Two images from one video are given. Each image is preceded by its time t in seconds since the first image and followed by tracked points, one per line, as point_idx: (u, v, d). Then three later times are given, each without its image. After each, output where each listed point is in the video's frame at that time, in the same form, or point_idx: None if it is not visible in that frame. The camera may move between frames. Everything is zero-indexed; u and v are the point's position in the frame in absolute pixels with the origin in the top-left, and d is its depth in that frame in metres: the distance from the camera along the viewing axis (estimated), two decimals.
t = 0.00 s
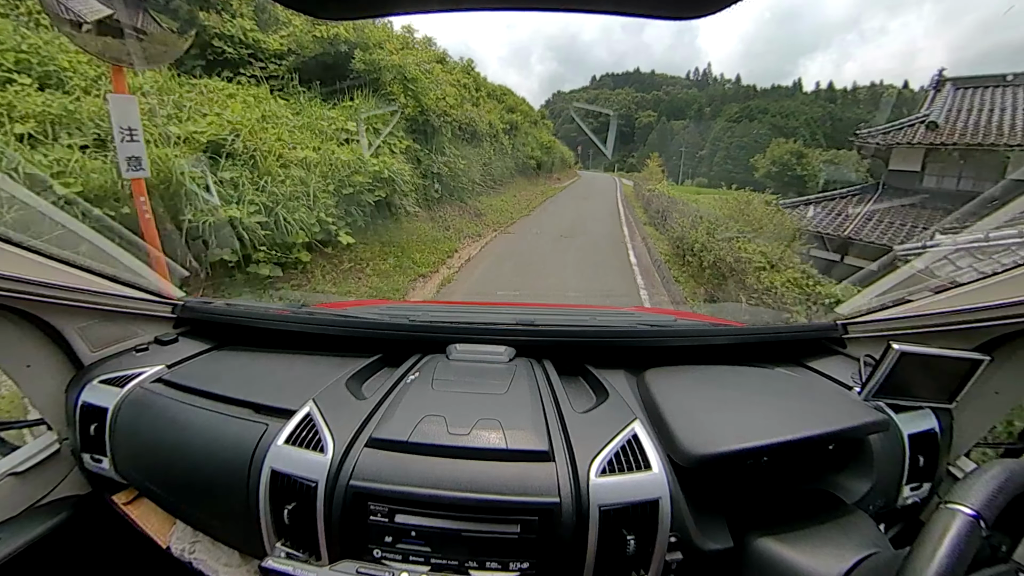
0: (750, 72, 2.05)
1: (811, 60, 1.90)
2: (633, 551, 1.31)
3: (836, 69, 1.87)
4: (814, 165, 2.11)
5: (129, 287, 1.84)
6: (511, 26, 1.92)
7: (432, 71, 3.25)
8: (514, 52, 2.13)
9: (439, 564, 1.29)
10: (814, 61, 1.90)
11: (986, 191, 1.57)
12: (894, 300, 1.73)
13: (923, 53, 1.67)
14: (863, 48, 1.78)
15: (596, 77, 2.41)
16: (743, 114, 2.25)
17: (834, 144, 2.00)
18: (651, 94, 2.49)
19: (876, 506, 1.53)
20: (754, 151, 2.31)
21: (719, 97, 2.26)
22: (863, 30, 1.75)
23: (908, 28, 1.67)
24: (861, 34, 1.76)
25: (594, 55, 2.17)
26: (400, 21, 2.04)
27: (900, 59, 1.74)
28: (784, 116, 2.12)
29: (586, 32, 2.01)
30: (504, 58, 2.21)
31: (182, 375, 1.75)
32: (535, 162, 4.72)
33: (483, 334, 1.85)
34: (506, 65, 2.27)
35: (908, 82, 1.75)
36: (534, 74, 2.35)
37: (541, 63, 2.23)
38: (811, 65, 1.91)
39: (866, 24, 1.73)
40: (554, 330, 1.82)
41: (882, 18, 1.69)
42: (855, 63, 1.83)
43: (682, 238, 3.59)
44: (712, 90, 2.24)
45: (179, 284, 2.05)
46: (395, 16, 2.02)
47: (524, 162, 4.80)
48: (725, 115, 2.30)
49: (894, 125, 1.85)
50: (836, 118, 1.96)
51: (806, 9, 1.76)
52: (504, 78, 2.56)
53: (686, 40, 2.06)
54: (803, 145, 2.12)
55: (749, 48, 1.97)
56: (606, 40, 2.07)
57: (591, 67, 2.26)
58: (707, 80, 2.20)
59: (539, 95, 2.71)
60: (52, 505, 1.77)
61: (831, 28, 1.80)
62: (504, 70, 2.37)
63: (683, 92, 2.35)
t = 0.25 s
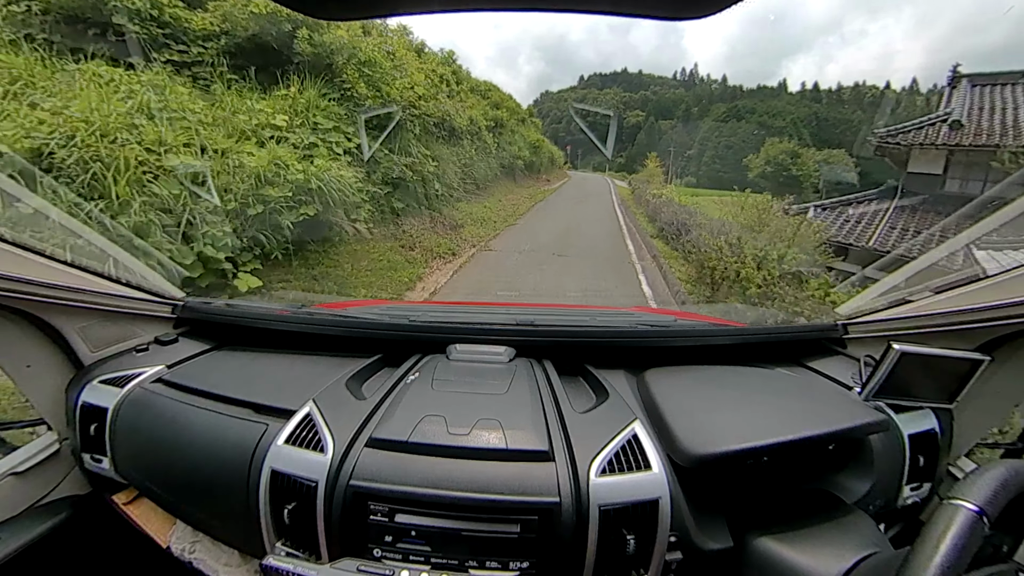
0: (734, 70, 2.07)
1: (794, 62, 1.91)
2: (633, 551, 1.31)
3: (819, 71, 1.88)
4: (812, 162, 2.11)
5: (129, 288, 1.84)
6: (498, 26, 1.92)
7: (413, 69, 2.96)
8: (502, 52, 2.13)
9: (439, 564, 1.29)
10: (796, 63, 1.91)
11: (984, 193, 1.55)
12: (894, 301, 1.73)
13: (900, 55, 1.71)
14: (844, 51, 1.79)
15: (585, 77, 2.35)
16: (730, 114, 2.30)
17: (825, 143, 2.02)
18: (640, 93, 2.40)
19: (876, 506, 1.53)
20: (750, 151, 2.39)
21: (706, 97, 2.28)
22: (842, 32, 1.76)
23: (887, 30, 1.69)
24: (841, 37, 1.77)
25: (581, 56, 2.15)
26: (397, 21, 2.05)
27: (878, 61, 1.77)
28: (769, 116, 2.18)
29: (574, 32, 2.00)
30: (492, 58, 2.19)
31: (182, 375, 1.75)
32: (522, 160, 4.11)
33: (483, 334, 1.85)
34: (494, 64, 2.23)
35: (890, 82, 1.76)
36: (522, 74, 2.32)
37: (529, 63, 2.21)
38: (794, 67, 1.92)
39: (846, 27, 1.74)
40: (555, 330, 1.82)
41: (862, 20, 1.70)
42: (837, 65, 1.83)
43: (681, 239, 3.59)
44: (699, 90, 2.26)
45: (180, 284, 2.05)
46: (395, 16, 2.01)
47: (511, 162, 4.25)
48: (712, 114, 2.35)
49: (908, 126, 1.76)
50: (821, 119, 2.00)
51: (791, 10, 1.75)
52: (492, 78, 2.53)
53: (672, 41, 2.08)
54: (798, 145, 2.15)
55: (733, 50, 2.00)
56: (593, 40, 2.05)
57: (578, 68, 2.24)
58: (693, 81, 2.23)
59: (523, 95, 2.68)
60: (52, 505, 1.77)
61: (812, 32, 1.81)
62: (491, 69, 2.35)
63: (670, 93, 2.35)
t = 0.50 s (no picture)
0: (720, 74, 2.10)
1: (776, 66, 1.95)
2: (633, 551, 1.31)
3: (801, 72, 1.91)
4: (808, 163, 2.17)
5: (129, 288, 1.84)
6: (486, 26, 1.92)
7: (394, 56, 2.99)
8: (492, 53, 2.11)
9: (439, 564, 1.29)
10: (779, 65, 1.94)
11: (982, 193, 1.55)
12: (894, 301, 1.73)
13: (878, 59, 1.77)
14: (824, 54, 1.83)
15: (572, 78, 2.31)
16: (716, 115, 2.34)
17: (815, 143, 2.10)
18: (625, 94, 2.37)
19: (876, 506, 1.53)
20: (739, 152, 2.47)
21: (692, 99, 2.30)
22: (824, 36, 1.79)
23: (867, 34, 1.73)
24: (822, 41, 1.80)
25: (569, 57, 2.12)
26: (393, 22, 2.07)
27: (859, 65, 1.81)
28: (756, 117, 2.24)
29: (563, 35, 1.99)
30: (481, 58, 2.18)
31: (182, 375, 1.75)
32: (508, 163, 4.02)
33: (483, 334, 1.85)
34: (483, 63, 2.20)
35: (871, 84, 1.81)
36: (510, 74, 2.27)
37: (517, 63, 2.17)
38: (777, 69, 1.96)
39: (826, 32, 1.77)
40: (554, 330, 1.82)
41: (843, 24, 1.73)
42: (818, 68, 1.88)
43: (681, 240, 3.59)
44: (685, 91, 2.26)
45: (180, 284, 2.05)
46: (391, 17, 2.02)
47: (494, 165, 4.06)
48: (699, 115, 2.38)
49: (932, 126, 1.74)
50: (808, 119, 2.06)
51: (771, 18, 1.79)
52: (479, 77, 2.51)
53: (658, 44, 2.06)
54: (792, 146, 2.22)
55: (719, 53, 2.01)
56: (582, 40, 2.02)
57: (566, 68, 2.19)
58: (679, 82, 2.22)
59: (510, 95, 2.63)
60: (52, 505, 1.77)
61: (795, 37, 1.83)
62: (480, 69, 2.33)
63: (656, 94, 2.33)
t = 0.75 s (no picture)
0: (705, 75, 2.07)
1: (760, 69, 1.97)
2: (633, 551, 1.31)
3: (784, 77, 1.93)
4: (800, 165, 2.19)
5: (129, 288, 1.85)
6: (473, 25, 1.91)
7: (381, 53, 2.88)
8: (480, 53, 2.11)
9: (439, 564, 1.29)
10: (761, 69, 1.97)
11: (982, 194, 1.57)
12: (895, 301, 1.73)
13: (856, 66, 1.80)
14: (806, 59, 1.84)
15: (561, 77, 2.26)
16: (704, 117, 2.35)
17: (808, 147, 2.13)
18: (612, 96, 2.39)
19: (876, 506, 1.53)
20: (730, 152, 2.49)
21: (678, 101, 2.31)
22: (803, 43, 1.80)
23: (847, 41, 1.74)
24: (802, 47, 1.81)
25: (556, 59, 2.11)
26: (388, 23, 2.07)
27: (837, 72, 1.84)
28: (742, 120, 2.26)
29: (552, 37, 1.97)
30: (469, 59, 2.19)
31: (181, 375, 1.75)
32: (493, 163, 4.26)
33: (483, 334, 1.85)
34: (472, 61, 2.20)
35: (853, 89, 1.85)
36: (498, 74, 2.24)
37: (505, 63, 2.14)
38: (759, 73, 1.99)
39: (808, 38, 1.78)
40: (554, 330, 1.82)
41: (823, 30, 1.74)
42: (800, 74, 1.89)
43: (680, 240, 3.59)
44: (672, 93, 2.26)
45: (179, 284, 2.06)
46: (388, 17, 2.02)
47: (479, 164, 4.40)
48: (687, 117, 2.39)
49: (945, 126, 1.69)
50: (790, 121, 2.12)
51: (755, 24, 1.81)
52: (466, 75, 2.49)
53: (643, 47, 2.03)
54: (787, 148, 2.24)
55: (704, 56, 2.00)
56: (569, 41, 2.00)
57: (553, 68, 2.16)
58: (666, 85, 2.20)
59: (495, 92, 2.59)
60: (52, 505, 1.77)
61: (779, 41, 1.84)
62: (468, 67, 2.32)
63: (644, 96, 2.34)
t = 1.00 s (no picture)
0: (693, 76, 2.11)
1: (745, 73, 2.04)
2: (633, 551, 1.31)
3: (768, 80, 2.03)
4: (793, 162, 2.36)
5: (129, 288, 1.85)
6: (464, 23, 1.90)
7: (356, 47, 2.67)
8: (466, 50, 2.12)
9: (439, 564, 1.29)
10: (747, 73, 2.05)
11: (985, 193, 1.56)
12: (895, 301, 1.73)
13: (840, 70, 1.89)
14: (790, 63, 1.91)
15: (551, 77, 2.36)
16: (693, 118, 2.42)
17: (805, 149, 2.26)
18: (603, 96, 2.43)
19: (876, 506, 1.53)
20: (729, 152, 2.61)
21: (668, 102, 2.33)
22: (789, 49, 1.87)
23: (829, 46, 1.81)
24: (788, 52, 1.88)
25: (545, 57, 2.13)
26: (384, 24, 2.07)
27: (820, 74, 1.92)
28: (732, 121, 2.37)
29: (540, 36, 1.97)
30: (457, 56, 2.21)
31: (181, 375, 1.75)
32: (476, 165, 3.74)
33: (483, 334, 1.85)
34: (460, 61, 2.25)
35: (837, 92, 1.95)
36: (488, 74, 2.32)
37: (495, 63, 2.20)
38: (746, 76, 2.07)
39: (794, 42, 1.82)
40: (554, 330, 1.82)
41: (808, 36, 1.80)
42: (784, 75, 1.98)
43: (679, 240, 3.59)
44: (661, 94, 2.28)
45: (179, 284, 2.06)
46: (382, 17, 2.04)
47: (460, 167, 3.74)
48: (676, 117, 2.44)
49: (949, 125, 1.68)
50: (782, 120, 2.22)
51: (743, 27, 1.80)
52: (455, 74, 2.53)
53: (632, 49, 2.05)
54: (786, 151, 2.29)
55: (690, 60, 2.03)
56: (557, 41, 2.00)
57: (543, 67, 2.23)
58: (656, 85, 2.24)
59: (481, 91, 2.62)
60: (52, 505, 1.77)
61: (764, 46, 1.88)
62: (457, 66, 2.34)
63: (634, 96, 2.38)
